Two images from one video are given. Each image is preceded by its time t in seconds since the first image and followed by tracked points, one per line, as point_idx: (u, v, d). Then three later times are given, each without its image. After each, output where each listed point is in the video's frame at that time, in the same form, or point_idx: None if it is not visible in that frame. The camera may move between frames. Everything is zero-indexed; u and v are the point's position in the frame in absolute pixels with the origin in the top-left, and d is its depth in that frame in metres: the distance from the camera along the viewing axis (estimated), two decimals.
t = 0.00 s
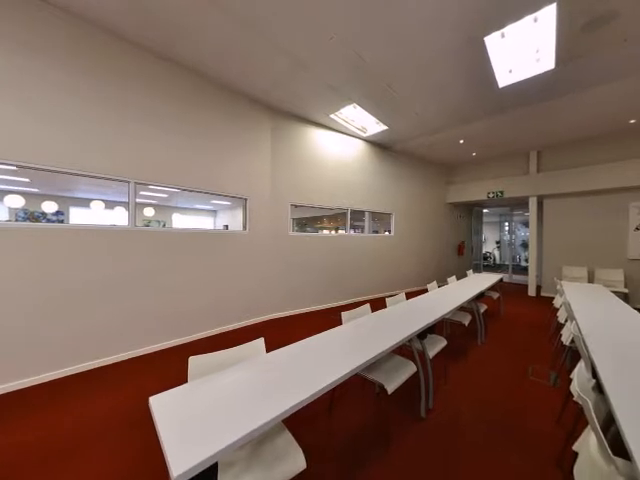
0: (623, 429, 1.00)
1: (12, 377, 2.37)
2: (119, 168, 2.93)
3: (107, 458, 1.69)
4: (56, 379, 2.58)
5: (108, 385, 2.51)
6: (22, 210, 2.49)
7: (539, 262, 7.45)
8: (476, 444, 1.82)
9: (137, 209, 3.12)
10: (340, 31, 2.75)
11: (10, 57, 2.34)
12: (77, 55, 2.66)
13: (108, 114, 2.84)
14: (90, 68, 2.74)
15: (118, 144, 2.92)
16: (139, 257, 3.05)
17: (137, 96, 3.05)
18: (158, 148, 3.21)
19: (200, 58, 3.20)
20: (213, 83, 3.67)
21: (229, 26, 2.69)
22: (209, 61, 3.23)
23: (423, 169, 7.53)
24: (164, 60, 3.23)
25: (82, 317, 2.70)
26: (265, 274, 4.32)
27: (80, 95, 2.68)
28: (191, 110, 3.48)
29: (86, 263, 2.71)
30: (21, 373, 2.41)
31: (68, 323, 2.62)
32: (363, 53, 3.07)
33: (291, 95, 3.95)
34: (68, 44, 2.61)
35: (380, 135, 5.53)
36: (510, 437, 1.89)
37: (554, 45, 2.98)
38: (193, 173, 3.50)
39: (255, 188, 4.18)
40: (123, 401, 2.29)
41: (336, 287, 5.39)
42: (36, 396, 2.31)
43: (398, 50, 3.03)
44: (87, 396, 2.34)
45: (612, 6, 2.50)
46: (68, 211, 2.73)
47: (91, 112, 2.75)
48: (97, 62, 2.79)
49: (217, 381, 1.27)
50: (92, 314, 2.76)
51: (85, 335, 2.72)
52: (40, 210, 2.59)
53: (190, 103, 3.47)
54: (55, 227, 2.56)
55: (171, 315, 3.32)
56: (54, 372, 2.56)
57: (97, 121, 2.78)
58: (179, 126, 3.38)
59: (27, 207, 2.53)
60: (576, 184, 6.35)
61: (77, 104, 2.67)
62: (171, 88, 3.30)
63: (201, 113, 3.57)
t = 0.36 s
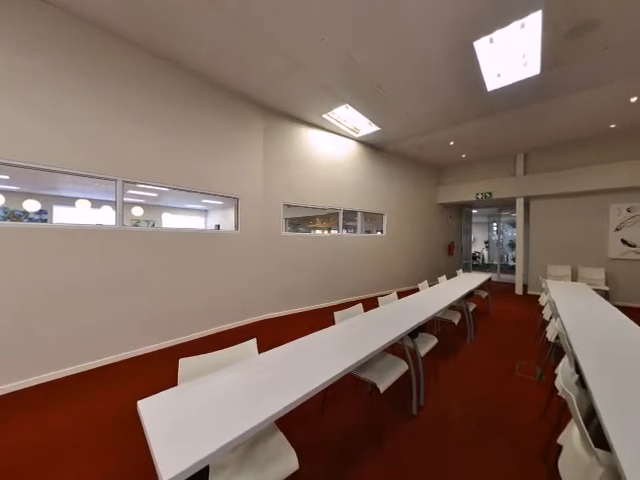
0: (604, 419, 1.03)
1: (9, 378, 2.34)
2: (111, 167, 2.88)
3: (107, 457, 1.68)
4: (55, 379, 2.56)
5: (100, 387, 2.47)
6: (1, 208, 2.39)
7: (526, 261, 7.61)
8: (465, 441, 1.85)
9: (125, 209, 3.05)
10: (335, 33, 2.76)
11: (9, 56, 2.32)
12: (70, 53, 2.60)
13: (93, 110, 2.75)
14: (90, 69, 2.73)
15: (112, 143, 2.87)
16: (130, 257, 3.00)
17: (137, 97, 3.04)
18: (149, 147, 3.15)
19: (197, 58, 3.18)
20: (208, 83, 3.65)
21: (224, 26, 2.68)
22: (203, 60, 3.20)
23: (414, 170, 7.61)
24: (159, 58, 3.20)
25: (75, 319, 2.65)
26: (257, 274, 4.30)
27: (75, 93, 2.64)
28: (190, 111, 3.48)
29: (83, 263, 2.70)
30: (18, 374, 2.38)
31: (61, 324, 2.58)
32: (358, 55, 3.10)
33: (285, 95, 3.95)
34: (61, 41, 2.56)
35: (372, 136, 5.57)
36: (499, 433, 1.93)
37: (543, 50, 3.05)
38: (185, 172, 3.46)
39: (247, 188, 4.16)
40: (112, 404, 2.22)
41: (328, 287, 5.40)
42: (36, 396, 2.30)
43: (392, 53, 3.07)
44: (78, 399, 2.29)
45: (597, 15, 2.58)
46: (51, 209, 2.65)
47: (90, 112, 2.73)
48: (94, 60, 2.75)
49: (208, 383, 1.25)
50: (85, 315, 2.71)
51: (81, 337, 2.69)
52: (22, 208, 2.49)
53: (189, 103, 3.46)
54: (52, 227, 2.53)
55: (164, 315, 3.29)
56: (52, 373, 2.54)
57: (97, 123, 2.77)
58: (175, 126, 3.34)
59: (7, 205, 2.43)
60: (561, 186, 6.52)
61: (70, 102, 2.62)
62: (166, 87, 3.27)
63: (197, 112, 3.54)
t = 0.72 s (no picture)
0: (586, 413, 1.07)
1: (6, 380, 2.33)
2: (101, 166, 2.83)
3: (104, 458, 1.68)
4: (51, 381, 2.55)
5: (90, 390, 2.42)
6: None
7: (513, 261, 7.76)
8: (455, 438, 1.88)
9: (112, 208, 2.98)
10: (329, 35, 2.78)
11: (7, 57, 2.32)
12: (63, 52, 2.58)
13: (90, 108, 2.75)
14: (85, 68, 2.72)
15: (103, 142, 2.84)
16: (121, 257, 2.96)
17: (131, 96, 3.03)
18: (139, 145, 3.09)
19: (190, 57, 3.17)
20: (202, 82, 3.63)
21: (217, 26, 2.68)
22: (196, 59, 3.18)
23: (405, 170, 7.68)
24: (152, 56, 3.17)
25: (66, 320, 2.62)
26: (249, 274, 4.28)
27: (66, 91, 2.60)
28: (185, 111, 3.48)
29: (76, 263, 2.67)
30: (12, 375, 2.36)
31: (53, 326, 2.54)
32: (352, 57, 3.12)
33: (278, 95, 3.95)
34: (51, 38, 2.52)
35: (365, 136, 5.61)
36: (487, 430, 1.97)
37: (530, 56, 3.13)
38: (176, 172, 3.42)
39: (240, 188, 4.13)
40: (99, 409, 2.16)
41: (321, 287, 5.41)
42: (34, 397, 2.30)
43: (385, 55, 3.10)
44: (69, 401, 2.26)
45: (582, 24, 2.66)
46: (34, 208, 2.56)
47: (88, 112, 2.73)
48: (87, 58, 2.72)
49: (199, 385, 1.25)
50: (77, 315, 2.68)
51: (74, 338, 2.67)
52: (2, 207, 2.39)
53: (184, 104, 3.46)
54: (46, 228, 2.51)
55: (157, 315, 3.27)
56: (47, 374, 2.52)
57: (93, 123, 2.76)
58: (168, 125, 3.32)
59: None
60: (547, 187, 6.67)
61: (60, 100, 2.58)
62: (159, 85, 3.24)
63: (190, 111, 3.53)
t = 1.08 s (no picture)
0: (571, 409, 1.10)
1: (4, 380, 2.31)
2: (90, 165, 2.78)
3: (95, 461, 1.65)
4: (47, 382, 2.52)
5: (79, 393, 2.37)
6: None
7: (501, 261, 7.89)
8: (447, 434, 1.91)
9: (98, 207, 2.91)
10: (324, 36, 2.80)
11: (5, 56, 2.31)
12: (62, 51, 2.58)
13: (95, 112, 2.80)
14: (82, 67, 2.71)
15: (93, 139, 2.79)
16: (111, 257, 2.91)
17: (122, 94, 2.99)
18: (130, 144, 3.05)
19: (183, 55, 3.14)
20: (195, 80, 3.61)
21: (211, 25, 2.67)
22: (190, 57, 3.16)
23: (397, 171, 7.74)
24: (145, 54, 3.13)
25: (56, 321, 2.57)
26: (241, 275, 4.25)
27: (56, 88, 2.56)
28: (179, 110, 3.46)
29: (70, 262, 2.64)
30: (8, 376, 2.33)
31: (42, 327, 2.49)
32: (346, 59, 3.15)
33: (271, 94, 3.94)
34: (41, 34, 2.47)
35: (357, 137, 5.65)
36: (476, 425, 2.01)
37: (519, 61, 3.21)
38: (167, 170, 3.37)
39: (231, 187, 4.10)
40: (88, 413, 2.11)
41: (313, 287, 5.42)
42: (32, 398, 2.30)
43: (379, 58, 3.14)
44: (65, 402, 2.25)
45: (568, 31, 2.75)
46: (14, 207, 2.45)
47: (91, 116, 2.77)
48: (78, 55, 2.68)
49: (189, 388, 1.23)
50: (67, 316, 2.63)
51: (66, 339, 2.62)
52: None
53: (177, 102, 3.45)
54: (44, 228, 2.51)
55: (149, 316, 3.23)
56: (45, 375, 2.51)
57: (86, 121, 2.74)
58: (161, 124, 3.30)
59: None
60: (532, 189, 6.84)
61: (49, 96, 2.52)
62: (151, 83, 3.21)
63: (183, 110, 3.50)
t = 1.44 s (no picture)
0: (555, 404, 1.13)
1: (4, 380, 2.32)
2: (81, 163, 2.73)
3: (86, 466, 1.62)
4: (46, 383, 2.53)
5: (68, 396, 2.33)
6: None
7: (490, 261, 8.04)
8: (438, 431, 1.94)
9: (84, 206, 2.82)
10: (319, 37, 2.82)
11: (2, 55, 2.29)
12: (61, 51, 2.57)
13: (95, 113, 2.80)
14: (76, 65, 2.68)
15: (86, 137, 2.76)
16: (102, 258, 2.86)
17: (116, 91, 2.95)
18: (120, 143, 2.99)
19: (178, 54, 3.12)
20: (189, 79, 3.58)
21: (206, 24, 2.66)
22: (184, 56, 3.13)
23: (388, 172, 7.80)
24: (139, 52, 3.10)
25: (48, 322, 2.52)
26: (233, 275, 4.23)
27: (48, 85, 2.51)
28: (173, 109, 3.44)
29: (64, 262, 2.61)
30: (8, 376, 2.34)
31: (34, 329, 2.45)
32: (341, 60, 3.17)
33: (265, 94, 3.93)
34: (32, 30, 2.42)
35: (350, 137, 5.67)
36: (466, 422, 2.05)
37: (508, 66, 3.29)
38: (157, 169, 3.32)
39: (223, 187, 4.06)
40: (75, 418, 2.07)
41: (306, 287, 5.42)
42: (30, 398, 2.30)
43: (373, 59, 3.17)
44: (62, 403, 2.25)
45: (555, 38, 2.83)
46: None
47: (90, 118, 2.77)
48: (71, 53, 2.64)
49: (179, 391, 1.21)
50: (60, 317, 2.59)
51: (60, 340, 2.59)
52: None
53: (173, 101, 3.43)
54: (42, 228, 2.49)
55: (142, 318, 3.19)
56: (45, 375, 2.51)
57: (78, 118, 2.69)
58: (155, 122, 3.27)
59: None
60: (520, 190, 6.98)
61: (39, 93, 2.47)
62: (145, 82, 3.18)
63: (176, 108, 3.47)
